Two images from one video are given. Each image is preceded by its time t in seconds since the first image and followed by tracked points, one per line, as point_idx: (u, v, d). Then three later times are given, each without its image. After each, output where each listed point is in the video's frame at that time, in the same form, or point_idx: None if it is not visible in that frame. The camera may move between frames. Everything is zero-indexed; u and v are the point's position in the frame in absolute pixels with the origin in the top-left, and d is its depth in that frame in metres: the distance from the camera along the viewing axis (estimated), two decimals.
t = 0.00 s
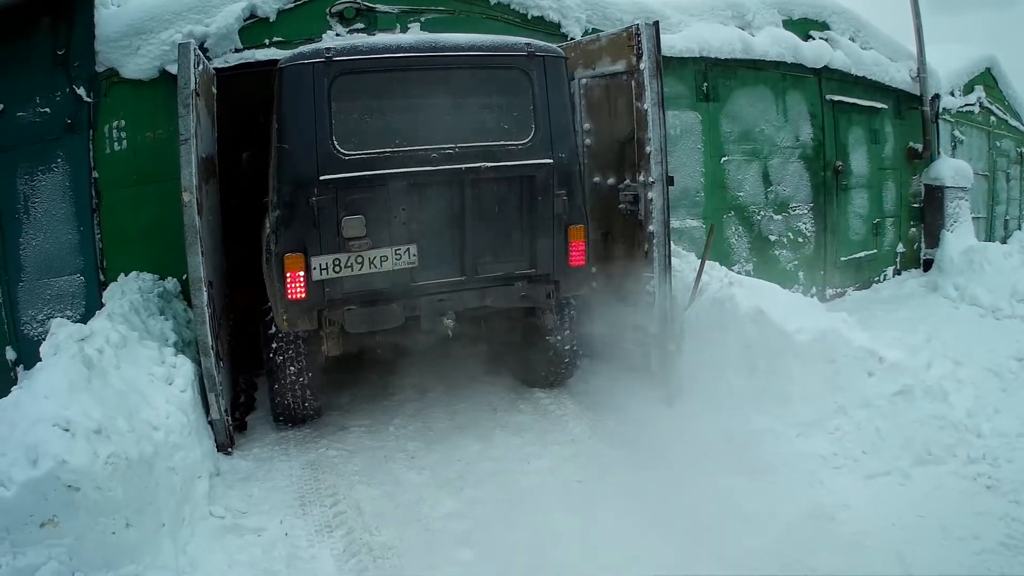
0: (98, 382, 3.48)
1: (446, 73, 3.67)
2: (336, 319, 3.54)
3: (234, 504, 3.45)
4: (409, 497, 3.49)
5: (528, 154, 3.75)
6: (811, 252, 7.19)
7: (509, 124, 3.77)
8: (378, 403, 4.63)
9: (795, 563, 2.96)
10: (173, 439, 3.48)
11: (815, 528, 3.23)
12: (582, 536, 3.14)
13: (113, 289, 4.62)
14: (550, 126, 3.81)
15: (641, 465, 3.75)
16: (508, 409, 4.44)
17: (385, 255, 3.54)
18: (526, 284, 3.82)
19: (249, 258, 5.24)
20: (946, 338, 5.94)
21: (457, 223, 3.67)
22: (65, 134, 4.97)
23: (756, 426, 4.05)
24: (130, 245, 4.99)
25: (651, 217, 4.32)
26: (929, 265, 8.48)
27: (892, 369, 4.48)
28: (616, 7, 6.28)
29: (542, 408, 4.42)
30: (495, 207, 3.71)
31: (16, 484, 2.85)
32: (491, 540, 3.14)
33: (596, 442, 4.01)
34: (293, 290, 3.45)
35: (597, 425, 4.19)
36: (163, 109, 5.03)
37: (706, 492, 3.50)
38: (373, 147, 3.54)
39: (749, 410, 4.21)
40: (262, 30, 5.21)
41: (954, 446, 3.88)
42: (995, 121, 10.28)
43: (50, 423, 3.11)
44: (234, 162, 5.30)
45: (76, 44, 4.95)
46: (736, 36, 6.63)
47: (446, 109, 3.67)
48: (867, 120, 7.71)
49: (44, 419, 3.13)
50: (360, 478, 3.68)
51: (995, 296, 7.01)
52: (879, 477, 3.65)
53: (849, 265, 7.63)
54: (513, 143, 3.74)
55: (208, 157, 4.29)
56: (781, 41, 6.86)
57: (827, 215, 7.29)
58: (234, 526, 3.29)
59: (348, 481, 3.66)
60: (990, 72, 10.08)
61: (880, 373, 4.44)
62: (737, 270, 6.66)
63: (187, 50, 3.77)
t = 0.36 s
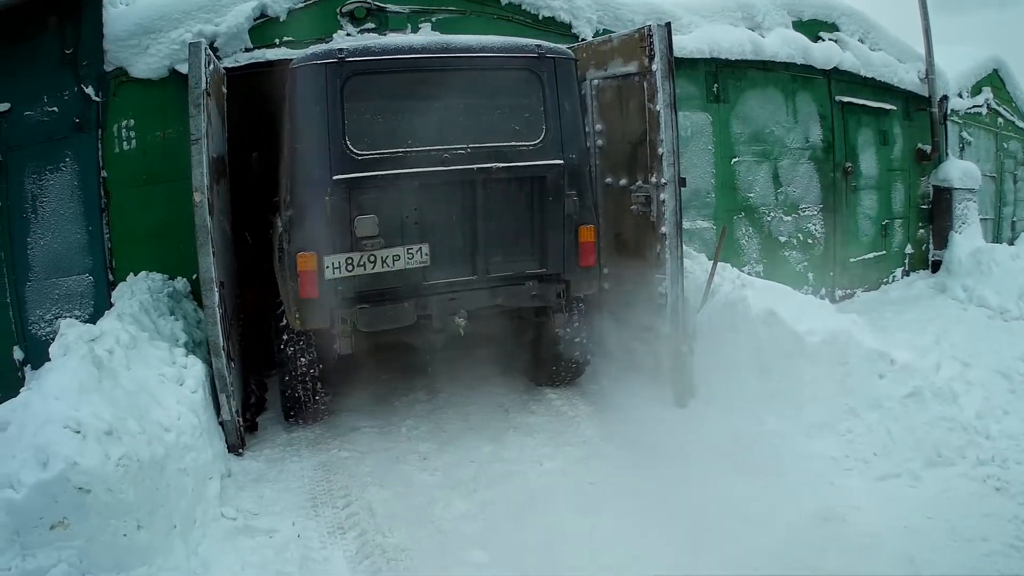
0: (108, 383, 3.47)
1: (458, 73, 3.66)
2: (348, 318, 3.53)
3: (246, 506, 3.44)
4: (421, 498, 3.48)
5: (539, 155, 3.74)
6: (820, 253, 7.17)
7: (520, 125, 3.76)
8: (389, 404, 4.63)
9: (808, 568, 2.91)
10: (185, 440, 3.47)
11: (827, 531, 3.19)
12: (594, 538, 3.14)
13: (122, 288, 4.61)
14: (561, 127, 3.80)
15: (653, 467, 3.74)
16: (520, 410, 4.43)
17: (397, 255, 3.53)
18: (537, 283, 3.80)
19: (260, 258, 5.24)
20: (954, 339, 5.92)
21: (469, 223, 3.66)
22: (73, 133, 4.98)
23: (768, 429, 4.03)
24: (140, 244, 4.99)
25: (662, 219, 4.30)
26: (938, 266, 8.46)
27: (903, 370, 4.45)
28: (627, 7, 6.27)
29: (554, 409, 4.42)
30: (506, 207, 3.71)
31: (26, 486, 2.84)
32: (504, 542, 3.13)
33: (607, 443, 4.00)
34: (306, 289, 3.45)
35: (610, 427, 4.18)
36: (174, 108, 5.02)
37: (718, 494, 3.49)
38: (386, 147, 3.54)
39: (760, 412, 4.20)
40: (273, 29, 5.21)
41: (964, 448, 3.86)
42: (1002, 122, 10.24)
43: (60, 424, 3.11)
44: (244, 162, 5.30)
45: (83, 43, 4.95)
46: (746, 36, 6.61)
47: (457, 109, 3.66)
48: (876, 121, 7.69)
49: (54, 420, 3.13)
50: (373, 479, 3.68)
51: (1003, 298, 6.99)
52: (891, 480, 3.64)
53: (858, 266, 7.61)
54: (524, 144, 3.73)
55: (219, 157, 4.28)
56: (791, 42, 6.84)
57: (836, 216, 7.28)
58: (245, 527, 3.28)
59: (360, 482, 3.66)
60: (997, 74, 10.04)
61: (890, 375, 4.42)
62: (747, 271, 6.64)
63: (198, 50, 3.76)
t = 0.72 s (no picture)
0: (125, 381, 3.47)
1: (478, 72, 3.65)
2: (367, 315, 3.53)
3: (265, 504, 3.43)
4: (440, 498, 3.47)
5: (558, 154, 3.73)
6: (837, 254, 7.13)
7: (539, 124, 3.75)
8: (406, 402, 4.62)
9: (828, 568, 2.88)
10: (202, 438, 3.47)
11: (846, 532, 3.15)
12: (613, 539, 3.12)
13: (139, 285, 4.62)
14: (580, 126, 3.79)
15: (672, 468, 3.72)
16: (538, 410, 4.41)
17: (417, 252, 3.52)
18: (556, 281, 3.78)
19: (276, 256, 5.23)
20: (970, 342, 5.87)
21: (489, 221, 3.65)
22: (89, 130, 4.98)
23: (788, 430, 4.00)
24: (156, 241, 5.00)
25: (682, 219, 4.29)
26: (953, 268, 8.41)
27: (920, 373, 4.40)
28: (645, 7, 6.24)
29: (573, 409, 4.40)
30: (526, 206, 3.69)
31: (41, 483, 2.86)
32: (523, 542, 3.12)
33: (627, 444, 3.97)
34: (325, 286, 3.45)
35: (630, 428, 4.16)
36: (190, 106, 5.03)
37: (739, 495, 3.46)
38: (406, 145, 3.53)
39: (781, 413, 4.16)
40: (291, 27, 5.22)
41: (979, 450, 3.82)
42: (1016, 125, 10.18)
43: (77, 421, 3.11)
44: (260, 160, 5.30)
45: (99, 40, 4.94)
46: (764, 37, 6.58)
47: (477, 108, 3.65)
48: (892, 123, 7.65)
49: (69, 417, 3.12)
50: (391, 478, 3.67)
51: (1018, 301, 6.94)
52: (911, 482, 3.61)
53: (874, 268, 7.57)
54: (544, 143, 3.72)
55: (237, 154, 4.28)
56: (809, 43, 6.79)
57: (853, 217, 7.23)
58: (263, 525, 3.27)
59: (378, 481, 3.65)
60: (1012, 76, 9.98)
61: (908, 377, 4.39)
62: (765, 272, 6.60)
63: (217, 47, 3.75)
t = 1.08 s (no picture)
0: (133, 379, 3.47)
1: (487, 71, 3.65)
2: (376, 313, 3.53)
3: (272, 503, 3.44)
4: (448, 497, 3.47)
5: (567, 153, 3.73)
6: (843, 254, 7.12)
7: (548, 122, 3.75)
8: (415, 399, 4.64)
9: (836, 568, 2.88)
10: (210, 436, 3.47)
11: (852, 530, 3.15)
12: (621, 538, 3.11)
13: (148, 284, 4.62)
14: (588, 125, 3.78)
15: (681, 467, 3.71)
16: (546, 408, 4.41)
17: (425, 250, 3.52)
18: (564, 280, 3.78)
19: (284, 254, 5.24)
20: (977, 341, 5.86)
21: (497, 220, 3.65)
22: (97, 129, 4.99)
23: (796, 429, 3.99)
24: (163, 239, 5.00)
25: (691, 218, 4.30)
26: (960, 268, 8.38)
27: (925, 372, 4.36)
28: (653, 7, 6.23)
29: (581, 408, 4.39)
30: (534, 204, 3.69)
31: (47, 482, 2.87)
32: (531, 540, 3.11)
33: (635, 443, 3.97)
34: (334, 284, 3.45)
35: (638, 426, 4.16)
36: (197, 104, 5.03)
37: (747, 494, 3.45)
38: (415, 143, 3.53)
39: (789, 412, 4.16)
40: (300, 26, 5.22)
41: (984, 449, 3.79)
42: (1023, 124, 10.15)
43: (84, 420, 3.11)
44: (268, 159, 5.31)
45: (107, 39, 4.95)
46: (771, 37, 6.57)
47: (485, 106, 3.65)
48: (899, 122, 7.63)
49: (77, 416, 3.12)
50: (399, 477, 3.66)
51: None
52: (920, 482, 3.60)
53: (880, 267, 7.55)
54: (552, 142, 3.72)
55: (246, 153, 4.29)
56: (816, 42, 6.79)
57: (860, 216, 7.22)
58: (270, 524, 3.28)
59: (386, 479, 3.65)
60: (1019, 75, 9.95)
61: (915, 376, 4.36)
62: (772, 270, 6.59)
63: (225, 45, 3.75)
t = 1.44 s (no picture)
0: (136, 379, 3.45)
1: (492, 70, 3.63)
2: (381, 313, 3.52)
3: (276, 503, 3.43)
4: (453, 496, 3.46)
5: (572, 152, 3.72)
6: (848, 253, 7.11)
7: (553, 121, 3.74)
8: (419, 399, 4.62)
9: (841, 568, 2.87)
10: (214, 436, 3.46)
11: (857, 533, 3.09)
12: (625, 538, 3.10)
13: (152, 283, 4.60)
14: (593, 124, 3.78)
15: (685, 468, 3.70)
16: (550, 408, 4.39)
17: (430, 250, 3.51)
18: (570, 279, 3.77)
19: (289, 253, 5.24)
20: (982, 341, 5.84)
21: (503, 219, 3.64)
22: (100, 128, 4.99)
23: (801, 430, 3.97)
24: (166, 239, 5.00)
25: (696, 217, 4.29)
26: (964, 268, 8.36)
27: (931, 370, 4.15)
28: (658, 6, 6.21)
29: (586, 408, 4.37)
30: (540, 203, 3.68)
31: (49, 482, 2.88)
32: (535, 540, 3.10)
33: (640, 443, 3.96)
34: (338, 283, 3.44)
35: (643, 427, 4.15)
36: (201, 103, 5.02)
37: (753, 494, 3.44)
38: (420, 142, 3.52)
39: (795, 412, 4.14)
40: (304, 25, 5.23)
41: (989, 449, 3.76)
42: None
43: (87, 420, 3.10)
44: (272, 158, 5.30)
45: (110, 38, 4.95)
46: (776, 36, 6.54)
47: (490, 105, 3.63)
48: (903, 121, 7.61)
49: (79, 416, 3.10)
50: (403, 477, 3.65)
51: None
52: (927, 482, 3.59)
53: (885, 267, 7.53)
54: (557, 141, 3.71)
55: (249, 152, 4.28)
56: (821, 41, 6.76)
57: (864, 215, 7.20)
58: (274, 524, 3.26)
59: (390, 480, 3.64)
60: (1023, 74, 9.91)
61: (920, 376, 4.11)
62: (777, 270, 6.57)
63: (229, 44, 3.74)
